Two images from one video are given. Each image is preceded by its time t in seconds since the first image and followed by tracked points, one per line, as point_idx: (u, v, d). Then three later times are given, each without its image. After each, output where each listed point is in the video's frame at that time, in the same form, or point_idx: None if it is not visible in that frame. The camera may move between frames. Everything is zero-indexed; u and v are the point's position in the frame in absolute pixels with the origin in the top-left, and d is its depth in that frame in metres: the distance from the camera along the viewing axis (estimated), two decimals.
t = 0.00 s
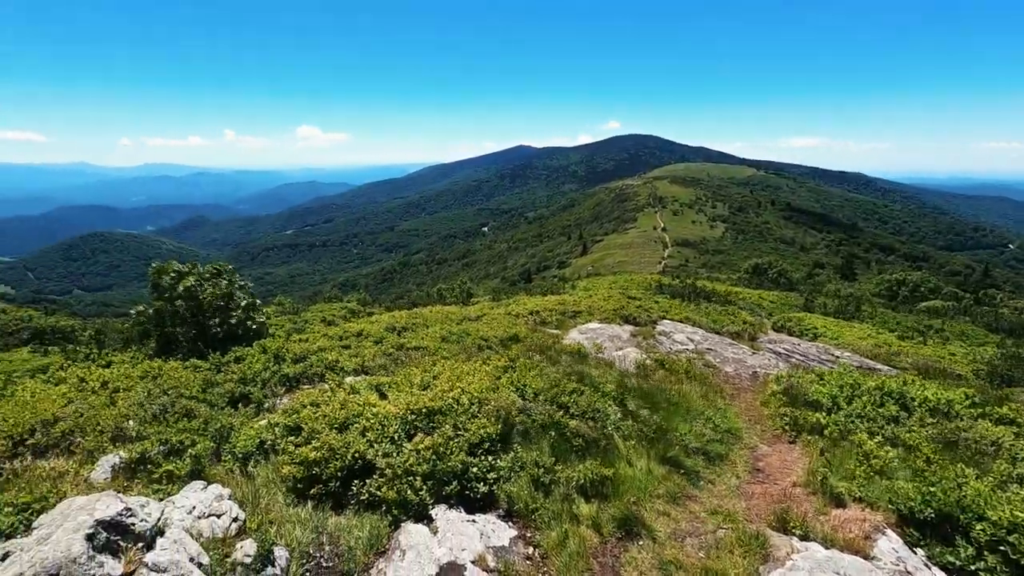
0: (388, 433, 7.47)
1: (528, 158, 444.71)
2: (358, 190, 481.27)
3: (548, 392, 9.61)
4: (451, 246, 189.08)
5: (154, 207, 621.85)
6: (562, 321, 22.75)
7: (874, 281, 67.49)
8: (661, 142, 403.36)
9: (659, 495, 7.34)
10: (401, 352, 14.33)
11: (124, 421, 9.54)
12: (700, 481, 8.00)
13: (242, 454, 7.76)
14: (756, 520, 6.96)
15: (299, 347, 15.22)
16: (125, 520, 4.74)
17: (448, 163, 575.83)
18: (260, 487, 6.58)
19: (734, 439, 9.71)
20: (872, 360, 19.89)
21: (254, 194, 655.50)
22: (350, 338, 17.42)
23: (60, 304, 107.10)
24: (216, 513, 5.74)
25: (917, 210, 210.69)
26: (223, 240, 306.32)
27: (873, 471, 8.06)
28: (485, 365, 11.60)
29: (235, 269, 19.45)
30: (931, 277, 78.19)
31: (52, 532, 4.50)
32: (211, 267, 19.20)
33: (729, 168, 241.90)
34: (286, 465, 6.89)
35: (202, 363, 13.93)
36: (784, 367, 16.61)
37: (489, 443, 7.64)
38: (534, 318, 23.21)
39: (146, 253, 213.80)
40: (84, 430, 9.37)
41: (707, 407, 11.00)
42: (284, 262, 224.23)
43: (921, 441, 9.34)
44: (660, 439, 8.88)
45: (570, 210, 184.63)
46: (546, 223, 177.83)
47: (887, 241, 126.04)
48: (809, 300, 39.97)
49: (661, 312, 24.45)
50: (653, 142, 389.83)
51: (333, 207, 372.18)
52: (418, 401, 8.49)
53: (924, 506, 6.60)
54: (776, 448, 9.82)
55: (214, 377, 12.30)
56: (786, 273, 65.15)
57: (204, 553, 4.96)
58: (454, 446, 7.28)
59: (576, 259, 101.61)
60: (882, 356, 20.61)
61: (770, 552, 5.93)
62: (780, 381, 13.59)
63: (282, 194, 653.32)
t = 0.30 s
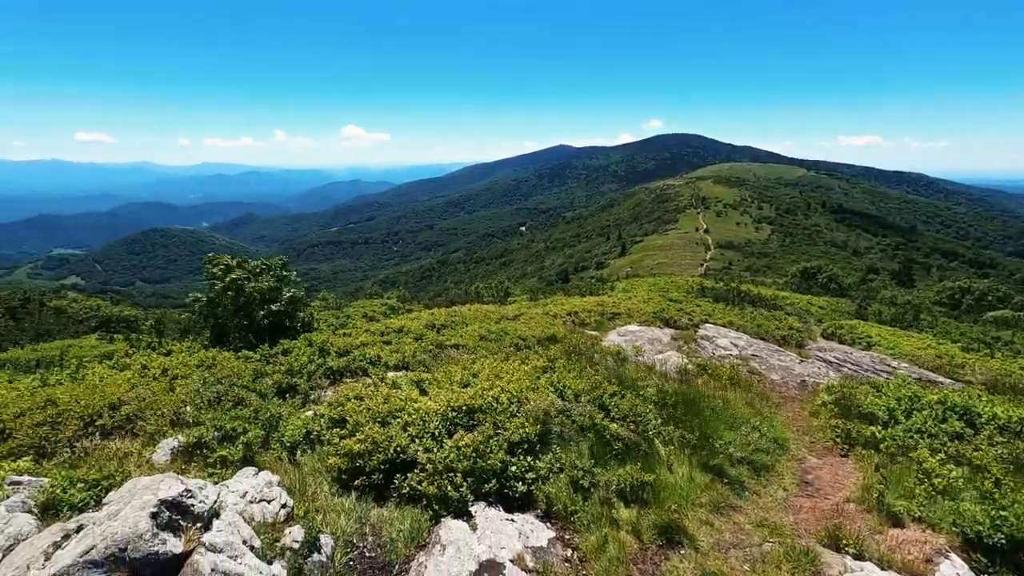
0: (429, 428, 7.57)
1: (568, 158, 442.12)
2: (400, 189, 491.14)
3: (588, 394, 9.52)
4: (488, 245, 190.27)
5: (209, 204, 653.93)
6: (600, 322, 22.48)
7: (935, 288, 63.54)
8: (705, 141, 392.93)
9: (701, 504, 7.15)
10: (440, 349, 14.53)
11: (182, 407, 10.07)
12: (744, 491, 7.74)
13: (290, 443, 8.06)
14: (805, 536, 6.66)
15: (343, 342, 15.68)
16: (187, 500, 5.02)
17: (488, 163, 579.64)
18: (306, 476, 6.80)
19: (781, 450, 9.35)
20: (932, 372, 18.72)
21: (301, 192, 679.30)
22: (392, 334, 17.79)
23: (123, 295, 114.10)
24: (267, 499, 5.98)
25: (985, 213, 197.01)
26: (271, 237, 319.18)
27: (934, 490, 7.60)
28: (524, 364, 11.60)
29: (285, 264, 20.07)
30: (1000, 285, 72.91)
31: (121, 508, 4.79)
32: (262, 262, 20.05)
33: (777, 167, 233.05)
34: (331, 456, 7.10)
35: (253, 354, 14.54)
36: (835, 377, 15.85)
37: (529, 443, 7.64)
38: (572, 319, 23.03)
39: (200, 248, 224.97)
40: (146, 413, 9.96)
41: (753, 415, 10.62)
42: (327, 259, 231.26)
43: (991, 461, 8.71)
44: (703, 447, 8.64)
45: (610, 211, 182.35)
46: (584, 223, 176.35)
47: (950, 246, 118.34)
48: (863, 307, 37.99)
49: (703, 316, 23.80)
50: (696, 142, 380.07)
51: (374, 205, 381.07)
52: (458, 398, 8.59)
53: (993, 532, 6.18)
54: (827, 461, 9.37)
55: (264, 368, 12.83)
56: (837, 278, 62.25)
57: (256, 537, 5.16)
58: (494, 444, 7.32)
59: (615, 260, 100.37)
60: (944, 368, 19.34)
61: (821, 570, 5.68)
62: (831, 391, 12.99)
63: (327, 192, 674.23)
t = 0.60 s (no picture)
0: (468, 426, 7.65)
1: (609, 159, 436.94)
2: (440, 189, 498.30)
3: (628, 399, 9.39)
4: (526, 246, 190.47)
5: (260, 203, 682.38)
6: (640, 326, 22.10)
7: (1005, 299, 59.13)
8: (752, 142, 379.99)
9: (747, 516, 6.92)
10: (479, 348, 14.65)
11: (234, 396, 10.59)
12: (792, 506, 7.44)
13: (335, 435, 8.31)
14: (859, 557, 6.35)
15: (385, 339, 16.05)
16: (241, 486, 5.27)
17: (527, 164, 580.21)
18: (350, 468, 7.00)
19: (832, 465, 8.94)
20: (1001, 389, 17.43)
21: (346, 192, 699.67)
22: (431, 332, 18.05)
23: (180, 288, 120.53)
24: (314, 488, 6.20)
25: None
26: (317, 235, 330.33)
27: (1003, 516, 7.09)
28: (563, 366, 11.54)
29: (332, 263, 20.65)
30: None
31: (184, 488, 5.09)
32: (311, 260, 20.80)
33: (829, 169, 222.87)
34: (374, 450, 7.27)
35: (300, 348, 15.10)
36: (892, 390, 15.00)
37: (569, 446, 7.61)
38: (611, 322, 22.74)
39: (251, 245, 235.04)
40: (203, 400, 10.53)
41: (802, 426, 10.18)
42: (369, 258, 237.09)
43: None
44: (749, 457, 8.36)
45: (650, 212, 179.03)
46: (624, 225, 173.88)
47: None
48: (923, 318, 35.75)
49: (748, 323, 23.00)
50: (743, 142, 368.11)
51: (415, 204, 387.99)
52: (498, 398, 8.63)
53: None
54: (882, 479, 8.90)
55: (310, 361, 13.30)
56: (894, 286, 58.95)
57: (304, 524, 5.35)
58: (532, 445, 7.33)
59: (654, 263, 98.52)
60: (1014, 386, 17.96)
61: None
62: (888, 405, 12.28)
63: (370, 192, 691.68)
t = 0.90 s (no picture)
0: (506, 425, 7.71)
1: (649, 159, 429.53)
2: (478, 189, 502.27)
3: (666, 405, 9.23)
4: (563, 247, 189.69)
5: (305, 201, 705.90)
6: (680, 330, 21.67)
7: None
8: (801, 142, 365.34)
9: (791, 529, 6.68)
10: (516, 348, 14.73)
11: (282, 387, 11.04)
12: (840, 522, 7.13)
13: (375, 428, 8.52)
14: None
15: (424, 336, 16.35)
16: (291, 473, 5.50)
17: (565, 165, 577.71)
18: (391, 461, 7.18)
19: (884, 481, 8.51)
20: None
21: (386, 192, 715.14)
22: (469, 331, 18.26)
23: (229, 282, 125.98)
24: (357, 479, 6.39)
25: None
26: (358, 233, 339.29)
27: None
28: (601, 369, 11.47)
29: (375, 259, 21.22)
30: None
31: (239, 473, 5.34)
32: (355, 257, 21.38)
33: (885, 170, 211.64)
34: (413, 445, 7.42)
35: (342, 343, 15.57)
36: (951, 405, 14.13)
37: (608, 448, 7.55)
38: (649, 325, 22.39)
39: (295, 243, 243.45)
40: (252, 390, 11.02)
41: (851, 440, 9.73)
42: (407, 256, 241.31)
43: None
44: (794, 469, 8.05)
45: (691, 214, 174.91)
46: (663, 226, 170.49)
47: None
48: (989, 329, 33.42)
49: (794, 330, 22.15)
50: (791, 143, 354.41)
51: (453, 204, 392.22)
52: (535, 398, 8.66)
53: None
54: (940, 499, 8.39)
55: (352, 356, 13.70)
56: (955, 295, 55.45)
57: (347, 513, 5.54)
58: (570, 446, 7.32)
59: (694, 266, 96.28)
60: None
61: None
62: (946, 421, 11.57)
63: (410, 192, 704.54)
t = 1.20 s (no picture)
0: (541, 423, 7.74)
1: (688, 158, 420.13)
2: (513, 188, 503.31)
3: (705, 409, 9.05)
4: (597, 247, 188.06)
5: (344, 199, 723.72)
6: (718, 334, 21.18)
7: None
8: (851, 141, 349.69)
9: (836, 541, 6.45)
10: (550, 347, 14.74)
11: (323, 379, 11.42)
12: (890, 538, 6.83)
13: (413, 420, 8.71)
14: None
15: (459, 333, 16.55)
16: (335, 461, 5.69)
17: (601, 164, 571.87)
18: (428, 454, 7.33)
19: (938, 498, 8.10)
20: None
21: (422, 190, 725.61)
22: (503, 329, 18.37)
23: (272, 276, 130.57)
24: (396, 470, 6.56)
25: None
26: (394, 230, 345.76)
27: None
28: (636, 370, 11.35)
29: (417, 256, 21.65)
30: None
31: (286, 459, 5.57)
32: (394, 254, 21.81)
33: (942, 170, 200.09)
34: (450, 440, 7.55)
35: (381, 338, 15.96)
36: (1012, 420, 13.29)
37: (644, 450, 7.49)
38: (686, 328, 21.98)
39: (334, 239, 250.04)
40: (295, 380, 11.43)
41: (901, 452, 9.29)
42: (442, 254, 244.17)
43: None
44: (840, 481, 7.76)
45: (731, 214, 170.17)
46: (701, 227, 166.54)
47: None
48: None
49: (840, 336, 21.29)
50: (840, 142, 339.71)
51: (488, 202, 394.00)
52: (571, 398, 8.66)
53: None
54: (1000, 518, 7.90)
55: (390, 351, 14.01)
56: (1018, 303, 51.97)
57: (387, 502, 5.70)
58: (606, 446, 7.28)
59: (733, 268, 93.73)
60: None
61: None
62: (1008, 437, 10.87)
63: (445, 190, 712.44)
